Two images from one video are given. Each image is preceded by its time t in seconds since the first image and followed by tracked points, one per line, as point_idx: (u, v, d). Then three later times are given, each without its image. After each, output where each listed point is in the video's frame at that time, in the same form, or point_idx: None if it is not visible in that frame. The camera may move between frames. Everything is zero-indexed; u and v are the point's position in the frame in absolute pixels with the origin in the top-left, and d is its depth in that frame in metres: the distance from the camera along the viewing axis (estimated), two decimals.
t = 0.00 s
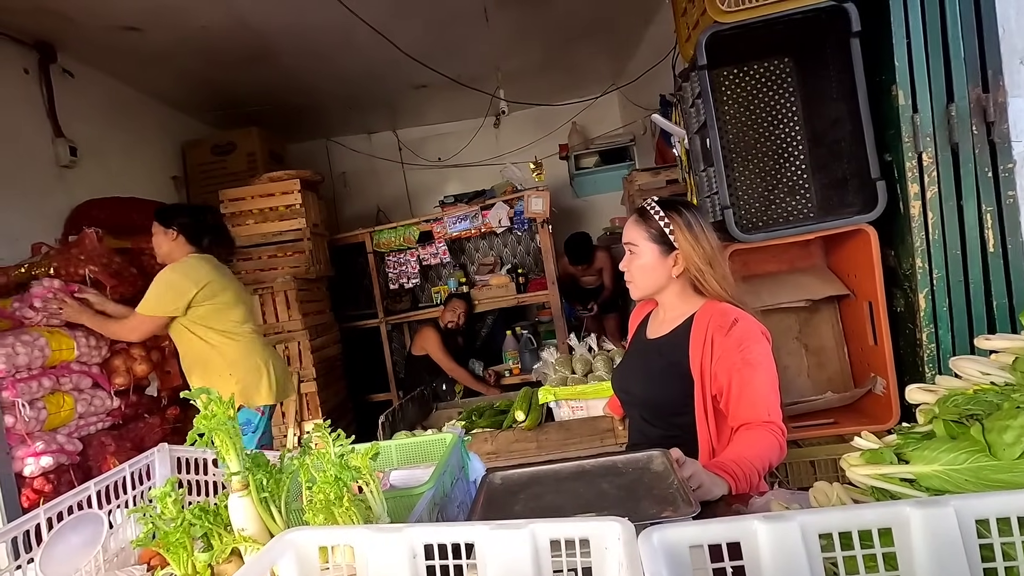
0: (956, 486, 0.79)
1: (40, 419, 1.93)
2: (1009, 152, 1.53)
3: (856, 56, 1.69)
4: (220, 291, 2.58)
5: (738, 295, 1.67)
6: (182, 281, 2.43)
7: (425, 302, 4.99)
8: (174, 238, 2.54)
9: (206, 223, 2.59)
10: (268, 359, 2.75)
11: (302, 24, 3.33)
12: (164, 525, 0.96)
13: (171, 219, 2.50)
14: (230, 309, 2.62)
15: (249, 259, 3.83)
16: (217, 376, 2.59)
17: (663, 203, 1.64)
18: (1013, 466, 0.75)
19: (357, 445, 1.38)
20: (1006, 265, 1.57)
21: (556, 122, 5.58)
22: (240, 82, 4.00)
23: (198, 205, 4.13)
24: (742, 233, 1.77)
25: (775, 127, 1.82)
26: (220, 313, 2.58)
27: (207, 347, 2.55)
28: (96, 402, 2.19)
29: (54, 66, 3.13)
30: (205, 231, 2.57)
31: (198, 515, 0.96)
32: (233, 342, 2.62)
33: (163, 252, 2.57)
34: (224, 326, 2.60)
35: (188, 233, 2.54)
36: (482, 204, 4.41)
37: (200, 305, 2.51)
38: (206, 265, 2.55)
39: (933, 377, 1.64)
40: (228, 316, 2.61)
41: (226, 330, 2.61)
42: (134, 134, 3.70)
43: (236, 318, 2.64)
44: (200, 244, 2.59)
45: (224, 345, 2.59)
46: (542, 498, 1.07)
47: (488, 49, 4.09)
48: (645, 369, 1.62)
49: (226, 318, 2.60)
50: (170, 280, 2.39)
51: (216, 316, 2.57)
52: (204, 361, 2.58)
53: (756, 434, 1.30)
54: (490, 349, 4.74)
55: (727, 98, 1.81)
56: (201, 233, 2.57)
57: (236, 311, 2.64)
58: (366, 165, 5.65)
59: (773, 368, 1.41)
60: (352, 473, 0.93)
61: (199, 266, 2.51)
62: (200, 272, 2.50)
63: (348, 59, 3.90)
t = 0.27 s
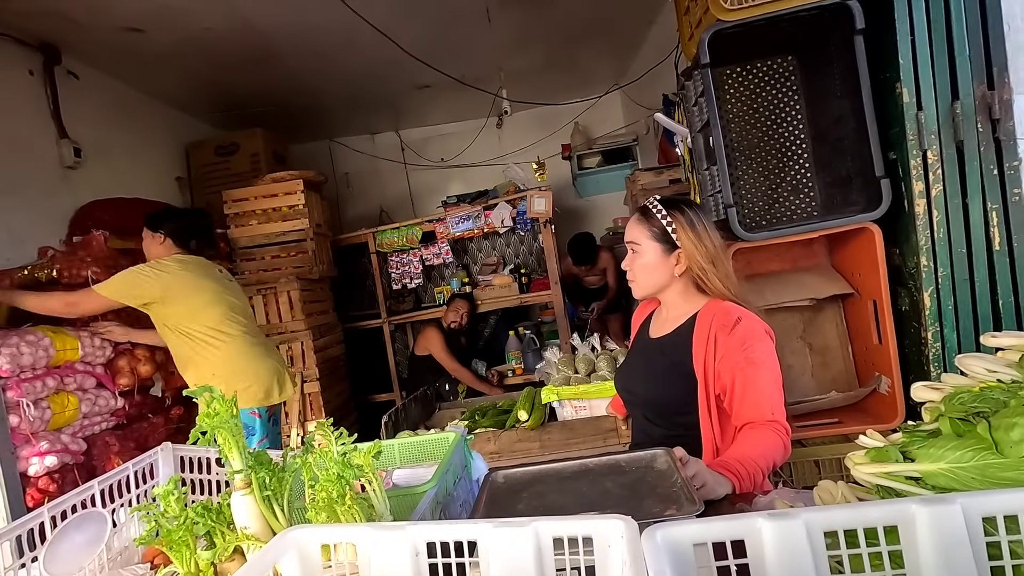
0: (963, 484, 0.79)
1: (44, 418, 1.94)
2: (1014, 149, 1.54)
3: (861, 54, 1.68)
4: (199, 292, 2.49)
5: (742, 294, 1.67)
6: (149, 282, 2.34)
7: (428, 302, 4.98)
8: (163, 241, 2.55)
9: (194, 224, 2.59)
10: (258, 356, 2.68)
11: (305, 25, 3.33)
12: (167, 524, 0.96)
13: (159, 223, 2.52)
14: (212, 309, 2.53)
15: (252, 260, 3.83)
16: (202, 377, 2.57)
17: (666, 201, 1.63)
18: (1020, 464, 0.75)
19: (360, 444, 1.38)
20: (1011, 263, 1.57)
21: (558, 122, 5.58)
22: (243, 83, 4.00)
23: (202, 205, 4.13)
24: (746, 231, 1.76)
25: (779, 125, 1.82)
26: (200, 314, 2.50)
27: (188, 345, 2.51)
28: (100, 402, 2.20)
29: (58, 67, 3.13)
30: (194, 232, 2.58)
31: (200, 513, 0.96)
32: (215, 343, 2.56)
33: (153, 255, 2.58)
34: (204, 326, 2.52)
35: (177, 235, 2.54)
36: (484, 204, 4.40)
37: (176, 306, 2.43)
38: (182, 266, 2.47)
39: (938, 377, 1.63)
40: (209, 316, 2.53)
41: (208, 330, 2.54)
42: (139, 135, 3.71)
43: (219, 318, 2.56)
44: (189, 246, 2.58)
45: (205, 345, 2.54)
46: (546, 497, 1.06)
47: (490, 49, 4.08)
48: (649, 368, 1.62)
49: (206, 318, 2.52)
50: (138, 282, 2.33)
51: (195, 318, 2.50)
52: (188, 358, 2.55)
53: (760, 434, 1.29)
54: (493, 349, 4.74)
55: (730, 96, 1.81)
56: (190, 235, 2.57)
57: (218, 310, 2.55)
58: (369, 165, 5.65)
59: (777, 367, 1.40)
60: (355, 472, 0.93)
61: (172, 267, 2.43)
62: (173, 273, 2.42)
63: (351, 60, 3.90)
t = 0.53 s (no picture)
0: (968, 485, 0.78)
1: (46, 419, 1.93)
2: (1019, 148, 1.54)
3: (863, 52, 1.67)
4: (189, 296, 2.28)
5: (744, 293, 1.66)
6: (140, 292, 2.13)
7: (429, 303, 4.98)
8: (151, 240, 2.35)
9: (183, 222, 2.38)
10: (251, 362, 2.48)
11: (307, 25, 3.33)
12: (168, 524, 0.95)
13: (147, 221, 2.33)
14: (202, 314, 2.33)
15: (253, 260, 3.83)
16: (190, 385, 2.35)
17: (668, 201, 1.62)
18: None
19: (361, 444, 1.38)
20: (1015, 262, 1.57)
21: (560, 122, 5.57)
22: (245, 83, 4.00)
23: (203, 205, 4.13)
24: (748, 231, 1.76)
25: (781, 125, 1.82)
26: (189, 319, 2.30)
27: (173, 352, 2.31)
28: (102, 403, 2.19)
29: (60, 68, 3.13)
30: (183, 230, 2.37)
31: (202, 513, 0.96)
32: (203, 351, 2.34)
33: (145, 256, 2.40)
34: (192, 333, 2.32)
35: (166, 233, 2.35)
36: (486, 205, 4.40)
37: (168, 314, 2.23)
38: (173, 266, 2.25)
39: (942, 376, 1.63)
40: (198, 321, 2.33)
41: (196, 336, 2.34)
42: (140, 135, 3.71)
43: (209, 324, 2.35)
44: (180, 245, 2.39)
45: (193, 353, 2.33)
46: (548, 497, 1.06)
47: (492, 50, 4.08)
48: (651, 368, 1.61)
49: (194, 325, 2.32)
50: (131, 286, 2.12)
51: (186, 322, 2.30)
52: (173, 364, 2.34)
53: (762, 434, 1.29)
54: (494, 350, 4.74)
55: (731, 96, 1.81)
56: (179, 232, 2.38)
57: (209, 315, 2.35)
58: (370, 165, 5.65)
59: (779, 367, 1.40)
60: (356, 471, 0.92)
61: (163, 267, 2.22)
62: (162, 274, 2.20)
63: (352, 60, 3.90)
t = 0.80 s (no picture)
0: (973, 485, 0.78)
1: (48, 419, 1.94)
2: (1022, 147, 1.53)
3: (866, 51, 1.66)
4: (184, 295, 2.15)
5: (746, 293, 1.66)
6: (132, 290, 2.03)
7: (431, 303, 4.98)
8: (145, 237, 2.25)
9: (176, 213, 2.27)
10: (247, 368, 2.31)
11: (308, 25, 3.33)
12: (170, 524, 0.95)
13: (139, 217, 2.23)
14: (197, 315, 2.20)
15: (255, 260, 3.84)
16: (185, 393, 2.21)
17: (671, 200, 1.62)
18: None
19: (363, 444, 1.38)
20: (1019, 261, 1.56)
21: (561, 122, 5.57)
22: (246, 83, 4.00)
23: (205, 206, 4.13)
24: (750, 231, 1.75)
25: (783, 124, 1.81)
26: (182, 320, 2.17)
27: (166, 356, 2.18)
28: (104, 403, 2.20)
29: (62, 68, 3.13)
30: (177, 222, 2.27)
31: (203, 513, 0.96)
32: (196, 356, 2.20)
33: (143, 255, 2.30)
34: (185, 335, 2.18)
35: (159, 228, 2.25)
36: (487, 205, 4.39)
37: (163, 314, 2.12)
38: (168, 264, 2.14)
39: (945, 376, 1.62)
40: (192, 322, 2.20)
41: (189, 339, 2.20)
42: (142, 136, 3.71)
43: (203, 326, 2.21)
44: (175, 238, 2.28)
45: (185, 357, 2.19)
46: (550, 497, 1.06)
47: (493, 50, 4.08)
48: (653, 367, 1.61)
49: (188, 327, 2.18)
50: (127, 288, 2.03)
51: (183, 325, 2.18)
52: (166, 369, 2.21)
53: (765, 434, 1.28)
54: (496, 350, 4.74)
55: (733, 95, 1.81)
56: (174, 225, 2.27)
57: (203, 317, 2.21)
58: (372, 165, 5.65)
59: (782, 367, 1.39)
60: (358, 471, 0.92)
61: (157, 264, 2.11)
62: (156, 271, 2.09)
63: (354, 60, 3.90)
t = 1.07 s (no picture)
0: (976, 485, 0.78)
1: (51, 418, 1.95)
2: None
3: (868, 51, 1.66)
4: (191, 296, 2.15)
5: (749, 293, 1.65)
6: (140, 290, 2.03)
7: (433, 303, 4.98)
8: (150, 234, 2.26)
9: (180, 210, 2.27)
10: (252, 370, 2.31)
11: (310, 26, 3.33)
12: (173, 523, 0.96)
13: (143, 214, 2.24)
14: (203, 316, 2.20)
15: (257, 260, 3.84)
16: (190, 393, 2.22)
17: (674, 200, 1.62)
18: None
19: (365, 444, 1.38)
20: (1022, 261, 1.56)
21: (563, 122, 5.57)
22: (248, 84, 4.00)
23: (207, 206, 4.14)
24: (752, 230, 1.75)
25: (786, 124, 1.81)
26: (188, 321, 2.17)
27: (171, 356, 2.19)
28: (107, 403, 2.20)
29: (65, 69, 3.14)
30: (181, 218, 2.27)
31: (206, 513, 0.96)
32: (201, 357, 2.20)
33: (148, 253, 2.31)
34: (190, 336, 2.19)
35: (164, 225, 2.25)
36: (489, 205, 4.39)
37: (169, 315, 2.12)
38: (176, 264, 2.14)
39: (948, 377, 1.62)
40: (198, 323, 2.20)
41: (194, 340, 2.20)
42: (145, 136, 3.72)
43: (209, 327, 2.21)
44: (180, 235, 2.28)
45: (189, 357, 2.20)
46: (552, 497, 1.06)
47: (495, 50, 4.08)
48: (655, 367, 1.61)
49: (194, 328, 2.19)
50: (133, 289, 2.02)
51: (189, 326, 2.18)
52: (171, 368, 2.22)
53: (768, 434, 1.28)
54: (497, 350, 4.74)
55: (735, 95, 1.81)
56: (178, 222, 2.27)
57: (209, 318, 2.21)
58: (374, 165, 5.66)
59: (784, 367, 1.39)
60: (360, 472, 0.92)
61: (164, 264, 2.11)
62: (164, 272, 2.09)
63: (355, 60, 3.90)
